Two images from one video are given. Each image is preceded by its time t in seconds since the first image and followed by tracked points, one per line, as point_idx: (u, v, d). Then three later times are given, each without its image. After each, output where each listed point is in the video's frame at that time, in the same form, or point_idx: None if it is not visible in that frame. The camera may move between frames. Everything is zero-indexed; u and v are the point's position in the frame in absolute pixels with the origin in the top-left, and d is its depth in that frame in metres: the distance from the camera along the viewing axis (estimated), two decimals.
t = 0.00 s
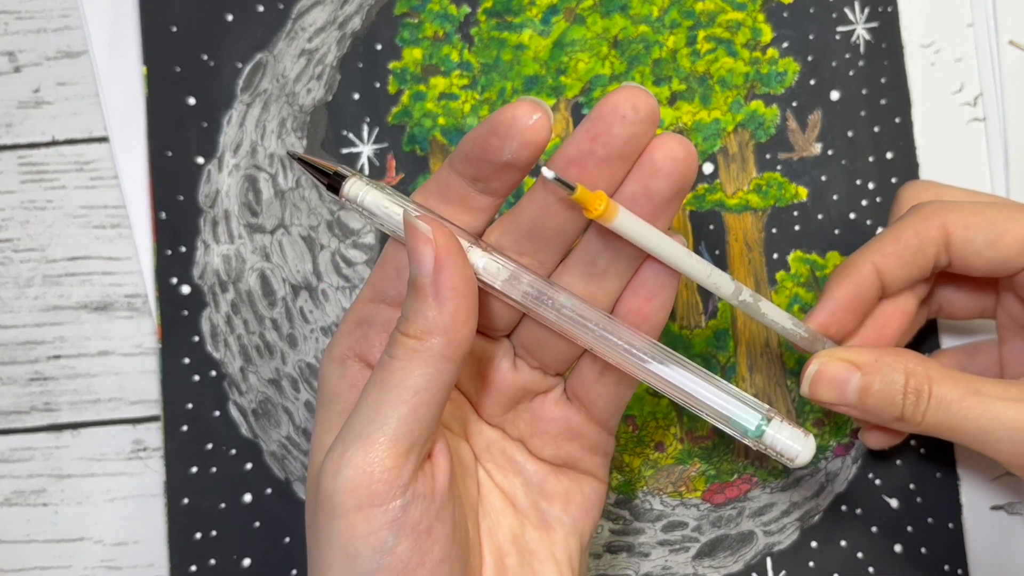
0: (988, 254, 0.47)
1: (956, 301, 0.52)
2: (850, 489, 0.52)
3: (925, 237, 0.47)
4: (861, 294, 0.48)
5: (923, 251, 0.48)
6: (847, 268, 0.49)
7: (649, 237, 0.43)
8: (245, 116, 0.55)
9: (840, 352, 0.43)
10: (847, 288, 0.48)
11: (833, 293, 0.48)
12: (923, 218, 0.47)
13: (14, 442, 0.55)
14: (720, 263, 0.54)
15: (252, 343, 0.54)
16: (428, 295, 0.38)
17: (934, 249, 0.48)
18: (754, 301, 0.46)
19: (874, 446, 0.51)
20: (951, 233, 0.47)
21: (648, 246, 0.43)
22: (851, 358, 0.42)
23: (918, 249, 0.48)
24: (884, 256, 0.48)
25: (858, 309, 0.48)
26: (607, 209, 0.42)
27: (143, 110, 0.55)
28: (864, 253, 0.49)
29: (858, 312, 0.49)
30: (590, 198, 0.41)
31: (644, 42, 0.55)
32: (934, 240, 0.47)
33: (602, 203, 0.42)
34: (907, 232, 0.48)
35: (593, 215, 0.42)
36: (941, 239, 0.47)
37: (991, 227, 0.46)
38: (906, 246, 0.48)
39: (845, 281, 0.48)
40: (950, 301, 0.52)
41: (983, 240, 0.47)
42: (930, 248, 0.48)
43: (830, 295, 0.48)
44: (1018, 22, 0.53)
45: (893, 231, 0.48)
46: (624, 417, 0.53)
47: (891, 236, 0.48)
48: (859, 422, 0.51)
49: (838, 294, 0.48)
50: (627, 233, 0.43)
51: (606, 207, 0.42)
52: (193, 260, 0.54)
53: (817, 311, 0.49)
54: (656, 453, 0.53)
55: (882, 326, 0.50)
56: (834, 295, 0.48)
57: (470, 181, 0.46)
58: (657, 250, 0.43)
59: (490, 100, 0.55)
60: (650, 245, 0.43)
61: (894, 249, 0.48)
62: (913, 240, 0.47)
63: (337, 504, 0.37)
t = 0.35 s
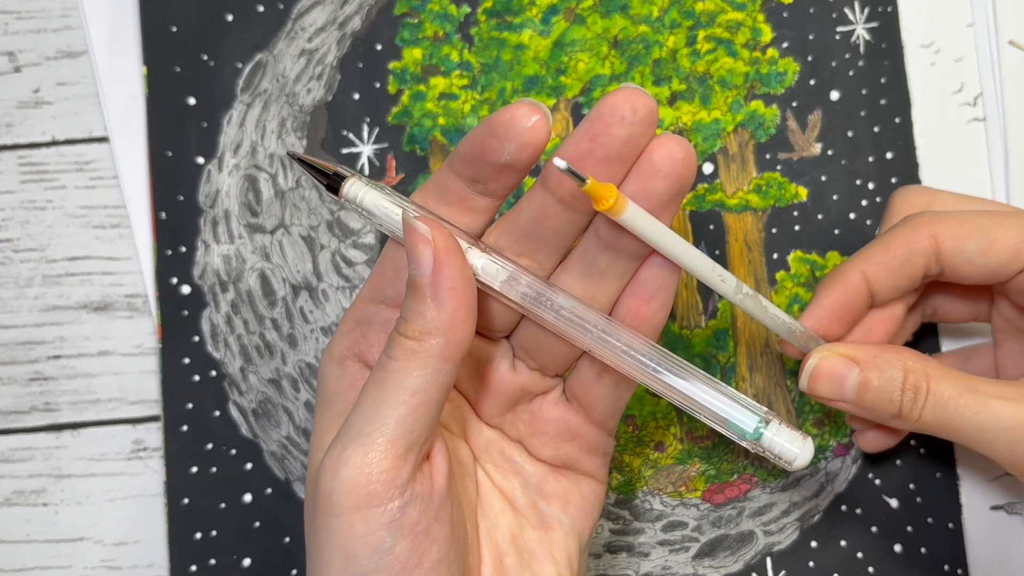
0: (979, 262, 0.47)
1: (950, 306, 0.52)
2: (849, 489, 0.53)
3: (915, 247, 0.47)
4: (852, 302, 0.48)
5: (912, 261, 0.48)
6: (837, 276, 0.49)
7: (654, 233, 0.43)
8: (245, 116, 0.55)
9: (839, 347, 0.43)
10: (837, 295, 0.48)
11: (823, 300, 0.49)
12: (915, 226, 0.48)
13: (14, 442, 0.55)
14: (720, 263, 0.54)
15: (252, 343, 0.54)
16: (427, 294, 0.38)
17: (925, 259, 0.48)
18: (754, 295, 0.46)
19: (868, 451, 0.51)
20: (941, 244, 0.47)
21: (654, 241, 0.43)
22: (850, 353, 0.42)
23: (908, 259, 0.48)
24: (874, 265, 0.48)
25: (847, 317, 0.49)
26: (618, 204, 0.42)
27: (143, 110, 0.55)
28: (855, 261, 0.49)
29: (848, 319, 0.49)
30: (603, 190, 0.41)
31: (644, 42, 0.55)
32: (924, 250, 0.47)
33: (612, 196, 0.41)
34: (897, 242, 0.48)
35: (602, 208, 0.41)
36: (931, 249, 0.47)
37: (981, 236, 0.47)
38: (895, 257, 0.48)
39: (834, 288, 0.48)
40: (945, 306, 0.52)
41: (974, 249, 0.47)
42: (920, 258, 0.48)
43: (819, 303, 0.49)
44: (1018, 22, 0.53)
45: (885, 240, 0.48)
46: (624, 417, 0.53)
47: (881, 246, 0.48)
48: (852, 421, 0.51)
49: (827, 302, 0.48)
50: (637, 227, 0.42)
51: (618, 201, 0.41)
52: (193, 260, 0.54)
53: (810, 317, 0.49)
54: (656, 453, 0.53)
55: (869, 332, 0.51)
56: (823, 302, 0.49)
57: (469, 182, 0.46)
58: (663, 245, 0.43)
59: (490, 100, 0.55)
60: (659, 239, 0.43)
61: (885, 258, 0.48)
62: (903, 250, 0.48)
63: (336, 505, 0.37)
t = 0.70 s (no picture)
0: (973, 259, 0.47)
1: (944, 307, 0.52)
2: (850, 489, 0.53)
3: (908, 244, 0.48)
4: (848, 301, 0.49)
5: (907, 257, 0.48)
6: (831, 276, 0.49)
7: (654, 231, 0.43)
8: (245, 116, 0.55)
9: (835, 347, 0.43)
10: (833, 296, 0.48)
11: (818, 301, 0.49)
12: (908, 224, 0.48)
13: (14, 442, 0.55)
14: (720, 263, 0.54)
15: (252, 343, 0.54)
16: (427, 292, 0.38)
17: (919, 255, 0.48)
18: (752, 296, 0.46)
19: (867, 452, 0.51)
20: (936, 240, 0.47)
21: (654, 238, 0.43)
22: (846, 352, 0.43)
23: (902, 256, 0.48)
24: (869, 263, 0.48)
25: (844, 316, 0.49)
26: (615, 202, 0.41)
27: (143, 109, 0.55)
28: (849, 260, 0.49)
29: (845, 318, 0.49)
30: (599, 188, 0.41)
31: (644, 42, 0.55)
32: (918, 246, 0.48)
33: (610, 194, 0.41)
34: (892, 240, 0.48)
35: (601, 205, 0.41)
36: (925, 245, 0.48)
37: (975, 234, 0.47)
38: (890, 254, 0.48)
39: (830, 288, 0.49)
40: (939, 307, 0.52)
41: (967, 245, 0.47)
42: (913, 255, 0.48)
43: (816, 304, 0.49)
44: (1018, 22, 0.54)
45: (878, 239, 0.49)
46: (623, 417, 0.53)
47: (875, 245, 0.49)
48: (849, 421, 0.51)
49: (823, 303, 0.49)
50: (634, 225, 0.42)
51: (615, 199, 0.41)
52: (193, 260, 0.54)
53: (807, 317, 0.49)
54: (656, 453, 0.53)
55: (865, 333, 0.51)
56: (820, 303, 0.49)
57: (468, 181, 0.46)
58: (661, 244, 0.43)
59: (490, 100, 0.55)
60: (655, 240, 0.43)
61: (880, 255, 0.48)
62: (897, 248, 0.48)
63: (336, 503, 0.37)
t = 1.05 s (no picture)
0: (965, 250, 0.47)
1: (940, 306, 0.52)
2: (850, 489, 0.53)
3: (905, 232, 0.48)
4: (852, 293, 0.49)
5: (904, 245, 0.48)
6: (834, 270, 0.49)
7: (643, 240, 0.43)
8: (245, 116, 0.55)
9: (830, 357, 0.43)
10: (836, 289, 0.49)
11: (823, 296, 0.49)
12: (902, 217, 0.48)
13: (14, 442, 0.55)
14: (720, 263, 0.54)
15: (252, 343, 0.54)
16: (426, 292, 0.38)
17: (916, 241, 0.48)
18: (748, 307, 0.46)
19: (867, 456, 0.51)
20: (930, 228, 0.48)
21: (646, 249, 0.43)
22: (842, 361, 0.42)
23: (899, 244, 0.48)
24: (868, 253, 0.49)
25: (851, 307, 0.49)
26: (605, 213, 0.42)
27: (143, 109, 0.55)
28: (849, 252, 0.49)
29: (852, 309, 0.49)
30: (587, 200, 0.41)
31: (644, 42, 0.55)
32: (914, 234, 0.48)
33: (600, 204, 0.41)
34: (888, 228, 0.48)
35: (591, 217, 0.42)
36: (920, 233, 0.48)
37: (968, 225, 0.47)
38: (888, 242, 0.48)
39: (833, 281, 0.49)
40: (944, 297, 0.52)
41: (960, 235, 0.47)
42: (911, 242, 0.48)
43: (821, 300, 0.49)
44: (1018, 22, 0.53)
45: (874, 230, 0.49)
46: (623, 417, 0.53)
47: (872, 236, 0.49)
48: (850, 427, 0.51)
49: (829, 297, 0.49)
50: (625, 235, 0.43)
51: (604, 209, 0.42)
52: (193, 260, 0.54)
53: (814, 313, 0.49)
54: (656, 453, 0.53)
55: (876, 330, 0.50)
56: (825, 297, 0.49)
57: (467, 180, 0.46)
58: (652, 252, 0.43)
59: (490, 100, 0.55)
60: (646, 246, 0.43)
61: (876, 242, 0.48)
62: (894, 236, 0.48)
63: (334, 501, 0.38)
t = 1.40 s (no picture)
0: (957, 255, 0.47)
1: (937, 309, 0.52)
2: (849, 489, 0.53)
3: (897, 241, 0.48)
4: (843, 299, 0.49)
5: (896, 253, 0.48)
6: (826, 276, 0.49)
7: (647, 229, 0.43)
8: (245, 117, 0.55)
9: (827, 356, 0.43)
10: (827, 296, 0.49)
11: (814, 302, 0.49)
12: (895, 224, 0.48)
13: (14, 442, 0.55)
14: (720, 263, 0.54)
15: (252, 343, 0.54)
16: (421, 290, 0.38)
17: (908, 249, 0.48)
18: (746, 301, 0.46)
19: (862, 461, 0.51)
20: (922, 237, 0.48)
21: (646, 237, 0.43)
22: (839, 360, 0.42)
23: (892, 250, 0.48)
24: (860, 261, 0.49)
25: (842, 314, 0.49)
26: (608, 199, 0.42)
27: (143, 109, 0.55)
28: (841, 258, 0.49)
29: (843, 315, 0.49)
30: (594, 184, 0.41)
31: (644, 41, 0.55)
32: (905, 243, 0.48)
33: (603, 190, 0.41)
34: (880, 236, 0.48)
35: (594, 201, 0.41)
36: (912, 242, 0.48)
37: (959, 231, 0.47)
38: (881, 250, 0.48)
39: (825, 288, 0.49)
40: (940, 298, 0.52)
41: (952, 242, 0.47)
42: (903, 250, 0.48)
43: (812, 306, 0.49)
44: (1018, 22, 0.53)
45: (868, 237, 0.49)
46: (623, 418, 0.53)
47: (865, 242, 0.49)
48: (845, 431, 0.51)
49: (819, 304, 0.49)
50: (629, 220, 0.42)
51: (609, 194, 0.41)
52: (193, 260, 0.54)
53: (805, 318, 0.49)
54: (656, 453, 0.53)
55: (864, 335, 0.51)
56: (815, 305, 0.49)
57: (463, 178, 0.46)
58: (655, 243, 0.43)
59: (490, 100, 0.55)
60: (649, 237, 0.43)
61: (868, 250, 0.49)
62: (886, 244, 0.48)
63: (330, 500, 0.37)
